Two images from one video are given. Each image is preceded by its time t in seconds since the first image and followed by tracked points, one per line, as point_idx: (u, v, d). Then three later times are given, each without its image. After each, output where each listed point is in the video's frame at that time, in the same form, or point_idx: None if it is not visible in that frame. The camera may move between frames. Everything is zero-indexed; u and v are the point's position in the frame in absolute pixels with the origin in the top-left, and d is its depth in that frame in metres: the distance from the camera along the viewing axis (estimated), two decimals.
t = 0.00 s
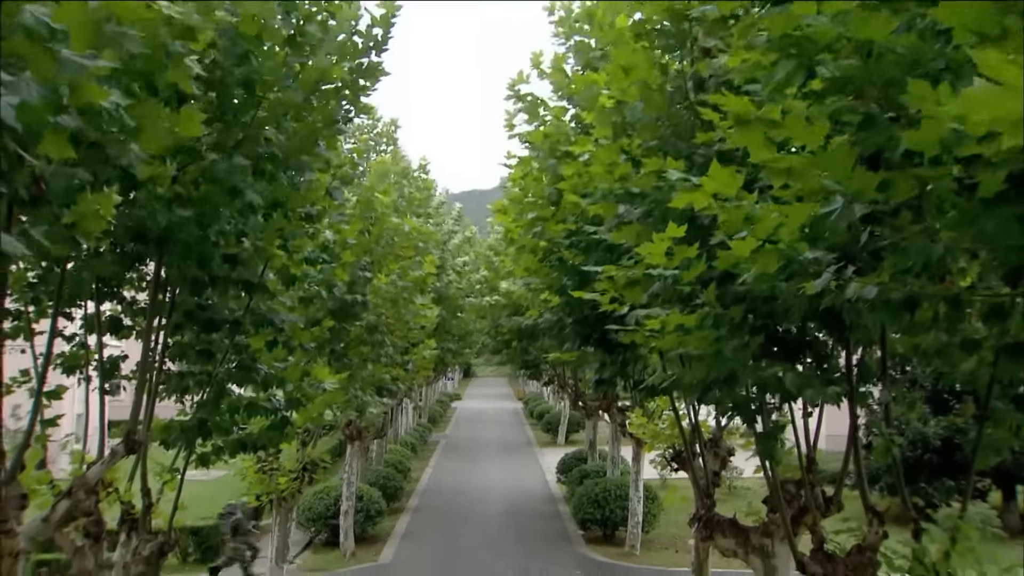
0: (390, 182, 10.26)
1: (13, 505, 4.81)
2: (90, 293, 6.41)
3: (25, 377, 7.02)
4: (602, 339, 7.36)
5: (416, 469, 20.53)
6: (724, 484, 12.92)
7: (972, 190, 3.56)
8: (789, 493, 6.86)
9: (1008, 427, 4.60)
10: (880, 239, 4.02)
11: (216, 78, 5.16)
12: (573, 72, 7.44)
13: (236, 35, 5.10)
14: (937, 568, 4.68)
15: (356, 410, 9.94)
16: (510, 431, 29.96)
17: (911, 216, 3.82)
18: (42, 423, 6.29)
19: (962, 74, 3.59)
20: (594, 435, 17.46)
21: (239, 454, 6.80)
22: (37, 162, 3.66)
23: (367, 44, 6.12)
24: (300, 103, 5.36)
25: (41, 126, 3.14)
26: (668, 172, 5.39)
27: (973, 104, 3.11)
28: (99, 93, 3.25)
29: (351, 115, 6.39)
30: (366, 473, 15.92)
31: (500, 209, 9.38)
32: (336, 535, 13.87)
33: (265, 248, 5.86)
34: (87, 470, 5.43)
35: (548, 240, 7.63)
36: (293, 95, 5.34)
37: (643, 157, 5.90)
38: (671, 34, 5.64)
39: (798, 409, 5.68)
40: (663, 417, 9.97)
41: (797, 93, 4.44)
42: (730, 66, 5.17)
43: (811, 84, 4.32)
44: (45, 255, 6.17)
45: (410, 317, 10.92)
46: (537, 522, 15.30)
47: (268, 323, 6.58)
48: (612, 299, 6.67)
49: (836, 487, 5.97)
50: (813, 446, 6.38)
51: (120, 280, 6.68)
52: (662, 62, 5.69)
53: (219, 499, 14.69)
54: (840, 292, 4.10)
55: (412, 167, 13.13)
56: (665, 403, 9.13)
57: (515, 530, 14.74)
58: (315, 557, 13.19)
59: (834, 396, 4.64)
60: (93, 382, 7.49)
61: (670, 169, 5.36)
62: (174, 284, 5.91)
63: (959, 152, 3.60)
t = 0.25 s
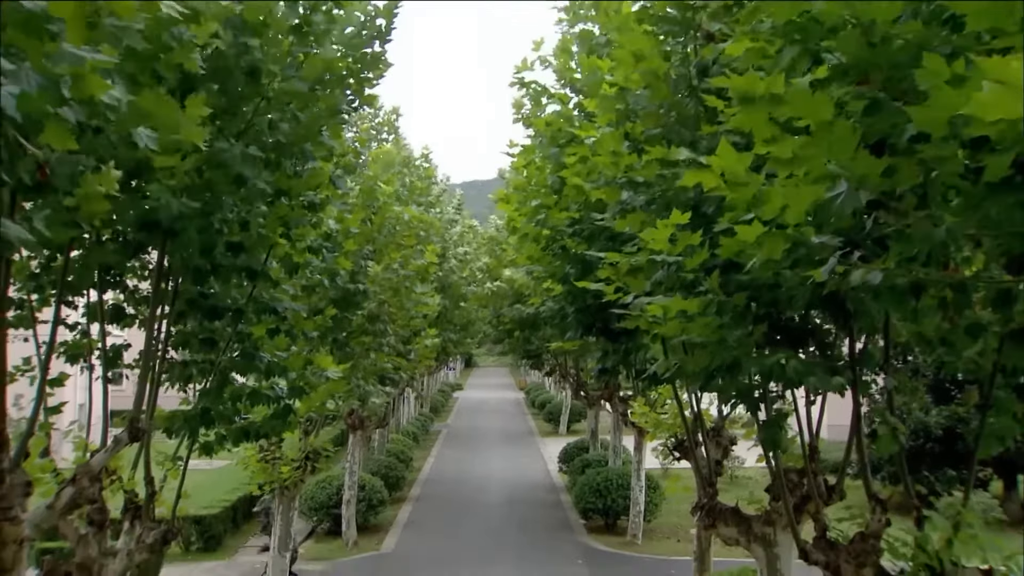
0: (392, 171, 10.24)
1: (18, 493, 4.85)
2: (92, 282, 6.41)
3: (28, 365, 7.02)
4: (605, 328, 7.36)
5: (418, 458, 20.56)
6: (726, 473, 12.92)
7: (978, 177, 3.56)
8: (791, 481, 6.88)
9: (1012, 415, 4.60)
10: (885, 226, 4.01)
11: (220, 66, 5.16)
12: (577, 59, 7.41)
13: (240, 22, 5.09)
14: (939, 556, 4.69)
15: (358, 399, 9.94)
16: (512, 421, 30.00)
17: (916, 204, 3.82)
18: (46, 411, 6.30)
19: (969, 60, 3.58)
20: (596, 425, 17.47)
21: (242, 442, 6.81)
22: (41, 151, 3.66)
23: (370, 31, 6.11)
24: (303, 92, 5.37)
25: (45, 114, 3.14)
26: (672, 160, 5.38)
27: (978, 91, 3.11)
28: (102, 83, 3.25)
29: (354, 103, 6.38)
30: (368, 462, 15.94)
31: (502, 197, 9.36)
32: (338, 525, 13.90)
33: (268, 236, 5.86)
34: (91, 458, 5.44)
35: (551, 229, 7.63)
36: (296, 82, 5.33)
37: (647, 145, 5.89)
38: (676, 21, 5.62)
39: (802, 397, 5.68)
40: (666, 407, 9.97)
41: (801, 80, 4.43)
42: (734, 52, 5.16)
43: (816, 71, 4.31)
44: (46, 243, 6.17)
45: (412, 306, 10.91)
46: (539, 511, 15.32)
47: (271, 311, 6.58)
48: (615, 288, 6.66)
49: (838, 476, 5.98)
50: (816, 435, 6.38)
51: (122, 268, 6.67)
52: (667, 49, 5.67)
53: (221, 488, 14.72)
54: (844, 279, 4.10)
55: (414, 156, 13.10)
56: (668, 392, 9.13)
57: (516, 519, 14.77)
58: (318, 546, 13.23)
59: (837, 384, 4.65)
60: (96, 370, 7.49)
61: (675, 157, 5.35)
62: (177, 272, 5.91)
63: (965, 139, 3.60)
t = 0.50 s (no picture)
0: (394, 161, 10.21)
1: (22, 481, 4.86)
2: (95, 271, 6.43)
3: (30, 355, 7.02)
4: (607, 318, 7.35)
5: (419, 449, 20.59)
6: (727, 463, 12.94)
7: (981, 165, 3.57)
8: (794, 471, 6.91)
9: (1014, 403, 4.61)
10: (889, 215, 4.02)
11: (224, 55, 5.15)
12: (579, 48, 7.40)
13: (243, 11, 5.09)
14: (941, 544, 4.71)
15: (360, 389, 9.94)
16: (512, 412, 30.02)
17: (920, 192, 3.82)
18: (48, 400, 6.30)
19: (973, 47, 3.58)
20: (597, 416, 17.48)
21: (245, 432, 6.81)
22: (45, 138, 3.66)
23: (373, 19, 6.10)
24: (309, 82, 5.36)
25: (48, 100, 3.13)
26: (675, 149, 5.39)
27: (985, 78, 3.10)
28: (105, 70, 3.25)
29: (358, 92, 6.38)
30: (369, 453, 15.97)
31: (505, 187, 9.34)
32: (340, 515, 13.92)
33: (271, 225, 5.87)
34: (94, 447, 5.44)
35: (554, 219, 7.61)
36: (300, 71, 5.33)
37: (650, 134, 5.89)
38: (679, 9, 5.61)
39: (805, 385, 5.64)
40: (667, 397, 9.97)
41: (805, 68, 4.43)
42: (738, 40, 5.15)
43: (820, 59, 4.31)
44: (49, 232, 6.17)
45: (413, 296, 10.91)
46: (540, 502, 15.35)
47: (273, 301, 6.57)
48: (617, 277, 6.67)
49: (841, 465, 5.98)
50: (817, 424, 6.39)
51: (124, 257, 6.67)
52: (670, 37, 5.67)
53: (223, 479, 14.76)
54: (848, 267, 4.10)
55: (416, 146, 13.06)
56: (670, 382, 9.14)
57: (517, 510, 14.79)
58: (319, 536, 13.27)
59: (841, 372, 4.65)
60: (98, 360, 7.50)
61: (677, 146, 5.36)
62: (180, 262, 5.93)
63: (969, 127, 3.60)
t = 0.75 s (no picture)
0: (395, 153, 10.19)
1: (23, 472, 4.87)
2: (96, 264, 6.43)
3: (31, 347, 7.02)
4: (609, 310, 7.35)
5: (420, 442, 20.60)
6: (727, 456, 12.94)
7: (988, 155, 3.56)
8: (795, 463, 6.91)
9: (1016, 395, 4.62)
10: (891, 206, 4.01)
11: (226, 46, 5.14)
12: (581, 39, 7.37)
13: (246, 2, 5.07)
14: (943, 536, 4.71)
15: (361, 382, 9.93)
16: (512, 405, 30.04)
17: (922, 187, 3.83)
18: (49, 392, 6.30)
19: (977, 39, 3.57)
20: (597, 409, 17.48)
21: (246, 424, 6.81)
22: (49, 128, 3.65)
23: (375, 12, 6.08)
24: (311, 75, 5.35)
25: (52, 87, 3.13)
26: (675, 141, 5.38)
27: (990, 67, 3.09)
28: (108, 58, 3.25)
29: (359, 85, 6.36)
30: (370, 446, 15.97)
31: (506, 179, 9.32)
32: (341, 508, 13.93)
33: (273, 218, 5.87)
34: (96, 438, 5.45)
35: (556, 211, 7.60)
36: (302, 63, 5.32)
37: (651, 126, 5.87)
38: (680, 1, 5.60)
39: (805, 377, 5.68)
40: (668, 389, 9.97)
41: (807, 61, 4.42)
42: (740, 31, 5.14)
43: (822, 51, 4.30)
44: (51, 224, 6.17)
45: (414, 289, 10.91)
46: (540, 495, 15.36)
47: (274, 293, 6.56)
48: (619, 270, 6.66)
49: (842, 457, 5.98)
50: (819, 416, 6.38)
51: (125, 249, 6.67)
52: (671, 30, 5.66)
53: (224, 472, 14.77)
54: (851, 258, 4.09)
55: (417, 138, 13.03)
56: (671, 375, 9.14)
57: (518, 503, 14.81)
58: (320, 530, 13.27)
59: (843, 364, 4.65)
60: (99, 353, 7.50)
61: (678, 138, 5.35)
62: (181, 254, 5.92)
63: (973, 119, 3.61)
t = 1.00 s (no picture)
0: (397, 142, 10.16)
1: (26, 459, 4.88)
2: (97, 253, 6.42)
3: (33, 336, 7.02)
4: (610, 299, 7.34)
5: (420, 433, 20.63)
6: (728, 446, 12.96)
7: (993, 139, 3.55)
8: (797, 452, 6.91)
9: (1019, 381, 4.61)
10: (895, 192, 4.00)
11: (228, 32, 5.12)
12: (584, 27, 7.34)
13: None
14: (945, 522, 4.71)
15: (363, 371, 9.93)
16: (512, 397, 30.07)
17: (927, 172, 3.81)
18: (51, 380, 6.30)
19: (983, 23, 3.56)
20: (598, 400, 17.49)
21: (248, 412, 6.82)
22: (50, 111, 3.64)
23: None
24: (313, 63, 5.32)
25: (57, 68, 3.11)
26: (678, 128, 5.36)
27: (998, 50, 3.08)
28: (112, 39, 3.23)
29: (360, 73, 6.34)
30: (371, 436, 15.99)
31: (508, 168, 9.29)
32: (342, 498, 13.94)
33: (275, 205, 5.85)
34: (98, 426, 5.45)
35: (558, 199, 7.57)
36: (304, 50, 5.30)
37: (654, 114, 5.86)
38: None
39: (806, 366, 5.69)
40: (670, 379, 9.97)
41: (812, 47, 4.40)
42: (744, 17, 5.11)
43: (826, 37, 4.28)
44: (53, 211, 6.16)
45: (415, 278, 10.90)
46: (541, 485, 15.39)
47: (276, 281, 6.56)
48: (621, 258, 6.65)
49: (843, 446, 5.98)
50: (821, 404, 6.37)
51: (126, 237, 6.65)
52: (674, 16, 5.64)
53: (225, 462, 14.80)
54: (854, 245, 4.07)
55: (418, 128, 13.00)
56: (672, 364, 9.14)
57: (520, 494, 14.84)
58: (321, 520, 13.30)
59: (847, 352, 4.63)
60: (101, 341, 7.50)
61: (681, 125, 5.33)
62: (182, 242, 5.91)
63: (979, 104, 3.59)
